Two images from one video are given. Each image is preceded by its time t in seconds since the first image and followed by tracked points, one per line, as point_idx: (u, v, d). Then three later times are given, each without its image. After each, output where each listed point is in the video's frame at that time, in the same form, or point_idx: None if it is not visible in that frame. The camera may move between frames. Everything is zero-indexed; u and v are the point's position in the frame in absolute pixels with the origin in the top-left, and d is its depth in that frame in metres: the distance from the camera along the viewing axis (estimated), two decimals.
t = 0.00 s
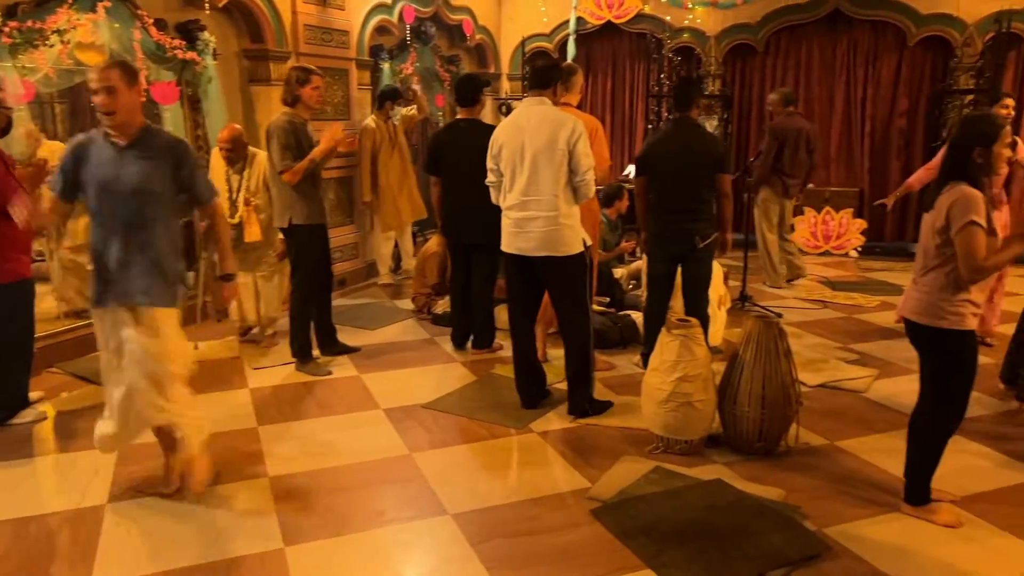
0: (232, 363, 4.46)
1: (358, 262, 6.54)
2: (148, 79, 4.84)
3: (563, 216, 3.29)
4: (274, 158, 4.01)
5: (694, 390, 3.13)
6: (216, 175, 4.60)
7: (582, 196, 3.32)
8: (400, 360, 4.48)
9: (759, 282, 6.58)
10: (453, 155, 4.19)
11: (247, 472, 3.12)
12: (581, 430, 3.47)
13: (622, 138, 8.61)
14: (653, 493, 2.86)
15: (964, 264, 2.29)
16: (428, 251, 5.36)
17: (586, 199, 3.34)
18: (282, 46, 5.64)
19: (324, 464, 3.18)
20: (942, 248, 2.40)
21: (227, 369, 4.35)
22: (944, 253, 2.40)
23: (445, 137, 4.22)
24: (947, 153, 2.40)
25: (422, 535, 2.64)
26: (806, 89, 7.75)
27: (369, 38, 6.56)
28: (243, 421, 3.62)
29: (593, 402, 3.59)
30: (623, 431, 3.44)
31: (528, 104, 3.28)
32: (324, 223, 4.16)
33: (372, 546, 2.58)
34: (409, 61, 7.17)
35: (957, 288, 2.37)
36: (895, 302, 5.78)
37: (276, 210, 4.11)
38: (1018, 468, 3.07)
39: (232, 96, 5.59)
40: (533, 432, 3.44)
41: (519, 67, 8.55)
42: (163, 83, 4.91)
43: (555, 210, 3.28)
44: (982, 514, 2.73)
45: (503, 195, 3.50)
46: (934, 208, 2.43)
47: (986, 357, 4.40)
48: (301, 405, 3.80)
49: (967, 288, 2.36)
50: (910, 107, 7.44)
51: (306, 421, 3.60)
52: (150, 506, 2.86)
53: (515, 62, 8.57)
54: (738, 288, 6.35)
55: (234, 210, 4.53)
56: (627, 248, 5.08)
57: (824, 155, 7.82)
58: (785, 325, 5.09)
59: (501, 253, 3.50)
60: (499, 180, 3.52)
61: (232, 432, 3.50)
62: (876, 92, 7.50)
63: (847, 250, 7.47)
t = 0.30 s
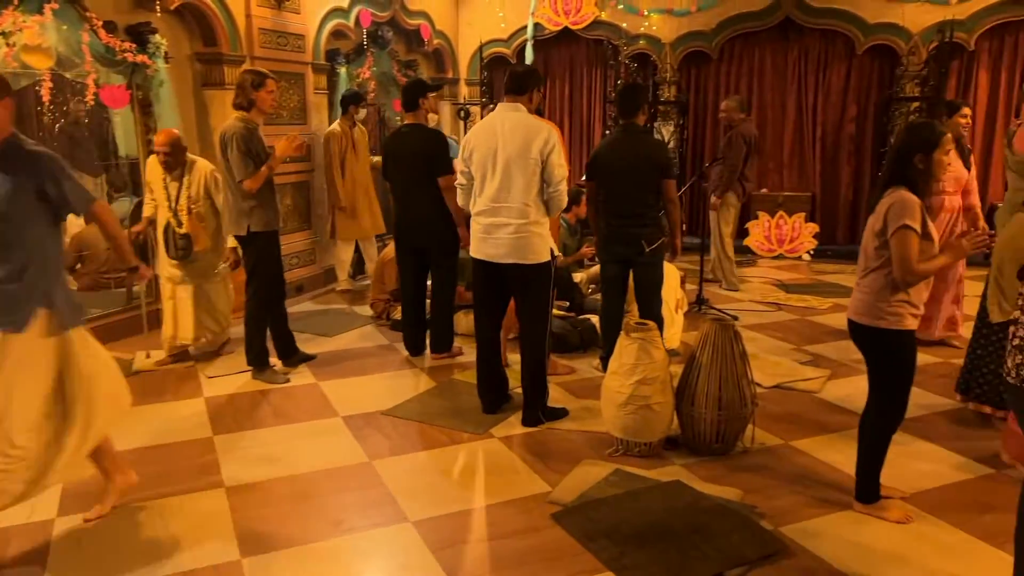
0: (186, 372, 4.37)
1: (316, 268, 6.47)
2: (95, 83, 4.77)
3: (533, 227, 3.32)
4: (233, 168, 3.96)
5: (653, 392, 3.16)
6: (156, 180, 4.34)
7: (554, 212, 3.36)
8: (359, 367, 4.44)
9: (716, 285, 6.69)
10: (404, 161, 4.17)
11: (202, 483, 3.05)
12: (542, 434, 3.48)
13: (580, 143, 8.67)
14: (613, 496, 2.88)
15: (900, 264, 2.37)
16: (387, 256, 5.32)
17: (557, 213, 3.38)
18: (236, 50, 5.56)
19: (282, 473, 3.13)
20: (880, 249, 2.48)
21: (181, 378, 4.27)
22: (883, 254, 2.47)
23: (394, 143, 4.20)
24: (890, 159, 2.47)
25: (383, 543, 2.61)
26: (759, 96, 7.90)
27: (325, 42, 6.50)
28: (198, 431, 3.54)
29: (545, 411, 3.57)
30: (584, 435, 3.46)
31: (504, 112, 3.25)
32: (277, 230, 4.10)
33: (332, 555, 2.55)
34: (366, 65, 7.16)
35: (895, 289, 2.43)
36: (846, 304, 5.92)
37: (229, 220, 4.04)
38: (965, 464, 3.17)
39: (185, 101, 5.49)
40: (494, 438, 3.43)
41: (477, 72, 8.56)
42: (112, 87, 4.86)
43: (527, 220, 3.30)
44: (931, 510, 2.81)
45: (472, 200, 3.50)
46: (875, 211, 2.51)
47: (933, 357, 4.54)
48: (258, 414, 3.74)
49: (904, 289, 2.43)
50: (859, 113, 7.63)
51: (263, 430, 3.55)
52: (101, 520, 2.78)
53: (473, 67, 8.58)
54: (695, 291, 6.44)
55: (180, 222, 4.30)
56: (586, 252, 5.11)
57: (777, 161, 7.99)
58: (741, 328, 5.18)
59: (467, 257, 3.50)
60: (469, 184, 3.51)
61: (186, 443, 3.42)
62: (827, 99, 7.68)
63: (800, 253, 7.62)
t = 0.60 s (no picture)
0: (147, 381, 4.29)
1: (280, 273, 6.41)
2: (52, 87, 4.68)
3: (508, 237, 3.30)
4: (198, 170, 3.88)
5: (620, 395, 3.18)
6: (91, 192, 4.17)
7: (530, 231, 3.32)
8: (325, 374, 4.40)
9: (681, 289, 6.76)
10: (367, 166, 4.16)
11: (165, 494, 3.00)
12: (511, 439, 3.48)
13: (546, 148, 8.70)
14: (581, 500, 2.89)
15: (854, 267, 2.42)
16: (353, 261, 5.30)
17: (535, 233, 3.34)
18: (198, 54, 5.49)
19: (246, 482, 3.09)
20: (835, 255, 2.53)
21: (141, 387, 4.19)
22: (839, 259, 2.52)
23: (355, 150, 4.18)
24: (843, 166, 2.53)
25: (350, 551, 2.59)
26: (722, 102, 8.00)
27: (288, 47, 6.45)
28: (160, 440, 3.48)
29: (513, 415, 3.58)
30: (551, 440, 3.46)
31: (488, 119, 3.27)
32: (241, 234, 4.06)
33: (297, 566, 2.51)
34: (331, 69, 7.15)
35: (851, 292, 2.48)
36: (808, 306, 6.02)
37: (192, 225, 3.96)
38: (924, 463, 3.24)
39: (145, 104, 5.40)
40: (462, 443, 3.42)
41: (443, 77, 8.56)
42: (70, 91, 4.78)
43: (501, 230, 3.29)
44: (892, 508, 2.86)
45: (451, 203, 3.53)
46: (829, 217, 2.56)
47: (892, 359, 4.63)
48: (221, 422, 3.68)
49: (860, 291, 2.48)
50: (819, 119, 7.77)
51: (226, 439, 3.49)
52: (58, 533, 2.71)
53: (439, 72, 8.58)
54: (661, 295, 6.50)
55: (116, 233, 4.16)
56: (553, 257, 5.13)
57: (740, 166, 8.10)
58: (705, 331, 5.24)
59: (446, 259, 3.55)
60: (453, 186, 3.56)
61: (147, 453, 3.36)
62: (788, 104, 7.81)
63: (764, 257, 7.73)
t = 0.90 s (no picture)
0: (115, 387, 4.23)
1: (252, 278, 6.35)
2: (16, 90, 4.59)
3: (466, 239, 3.28)
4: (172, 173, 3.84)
5: (593, 398, 3.19)
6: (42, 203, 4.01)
7: (486, 241, 3.25)
8: (298, 379, 4.37)
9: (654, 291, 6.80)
10: (342, 170, 4.15)
11: (133, 503, 2.95)
12: (485, 442, 3.48)
13: (520, 153, 8.72)
14: (555, 503, 2.89)
15: (822, 267, 2.45)
16: (325, 265, 5.27)
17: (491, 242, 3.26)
18: (166, 56, 5.43)
19: (217, 489, 3.05)
20: (804, 256, 2.57)
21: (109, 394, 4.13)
22: (807, 260, 2.56)
23: (330, 153, 4.17)
24: (810, 169, 2.57)
25: (322, 558, 2.57)
26: (692, 106, 8.08)
27: (258, 50, 6.39)
28: (129, 448, 3.43)
29: (490, 418, 3.58)
30: (526, 443, 3.47)
31: (471, 123, 3.25)
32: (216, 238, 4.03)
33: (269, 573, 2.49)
34: (302, 72, 7.15)
35: (819, 293, 2.51)
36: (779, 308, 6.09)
37: (165, 229, 3.92)
38: (892, 462, 3.29)
39: (112, 107, 5.33)
40: (438, 448, 3.41)
41: (416, 81, 8.54)
42: (36, 95, 4.65)
43: (460, 230, 3.28)
44: (861, 506, 2.91)
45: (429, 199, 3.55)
46: (797, 219, 2.60)
47: (861, 359, 4.71)
48: (192, 429, 3.64)
49: (828, 293, 2.51)
50: (788, 123, 7.87)
51: (196, 446, 3.45)
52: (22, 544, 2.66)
53: (412, 76, 8.56)
54: (634, 297, 6.54)
55: (65, 244, 3.97)
56: (527, 260, 5.14)
57: (711, 169, 8.19)
58: (678, 333, 5.28)
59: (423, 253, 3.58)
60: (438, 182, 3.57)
61: (115, 461, 3.31)
62: (758, 108, 7.90)
63: (735, 259, 7.81)
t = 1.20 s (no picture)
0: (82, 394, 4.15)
1: (223, 282, 6.29)
2: None
3: (417, 235, 3.28)
4: (148, 174, 3.78)
5: (567, 400, 3.20)
6: None
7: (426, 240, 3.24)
8: (270, 384, 4.33)
9: (627, 292, 6.84)
10: (315, 173, 4.13)
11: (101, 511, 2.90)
12: (460, 446, 3.47)
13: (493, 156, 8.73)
14: (529, 505, 2.89)
15: (791, 266, 2.49)
16: (297, 268, 5.23)
17: (432, 237, 3.22)
18: (134, 59, 5.36)
19: (187, 497, 3.01)
20: (774, 255, 2.59)
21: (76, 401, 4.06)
22: (776, 260, 2.59)
23: (302, 156, 4.14)
24: (777, 170, 2.61)
25: (295, 564, 2.54)
26: (665, 108, 8.14)
27: (228, 52, 6.34)
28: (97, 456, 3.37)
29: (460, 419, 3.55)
30: (500, 446, 3.46)
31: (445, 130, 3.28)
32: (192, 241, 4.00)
33: None
34: (273, 75, 7.26)
35: (788, 292, 2.54)
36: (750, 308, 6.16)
37: (139, 230, 3.87)
38: (862, 459, 3.34)
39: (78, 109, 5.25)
40: (413, 452, 3.40)
41: (388, 83, 8.52)
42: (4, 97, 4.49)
43: (413, 226, 3.29)
44: (832, 504, 2.94)
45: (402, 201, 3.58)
46: (767, 219, 2.63)
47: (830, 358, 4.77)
48: (162, 435, 3.59)
49: (797, 293, 2.54)
50: (759, 125, 7.96)
51: (167, 453, 3.40)
52: None
53: (385, 78, 8.54)
54: (608, 299, 6.57)
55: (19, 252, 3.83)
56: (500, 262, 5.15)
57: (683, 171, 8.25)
58: (651, 334, 5.31)
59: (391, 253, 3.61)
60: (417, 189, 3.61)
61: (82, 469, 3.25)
62: (729, 112, 7.98)
63: (707, 261, 7.89)
